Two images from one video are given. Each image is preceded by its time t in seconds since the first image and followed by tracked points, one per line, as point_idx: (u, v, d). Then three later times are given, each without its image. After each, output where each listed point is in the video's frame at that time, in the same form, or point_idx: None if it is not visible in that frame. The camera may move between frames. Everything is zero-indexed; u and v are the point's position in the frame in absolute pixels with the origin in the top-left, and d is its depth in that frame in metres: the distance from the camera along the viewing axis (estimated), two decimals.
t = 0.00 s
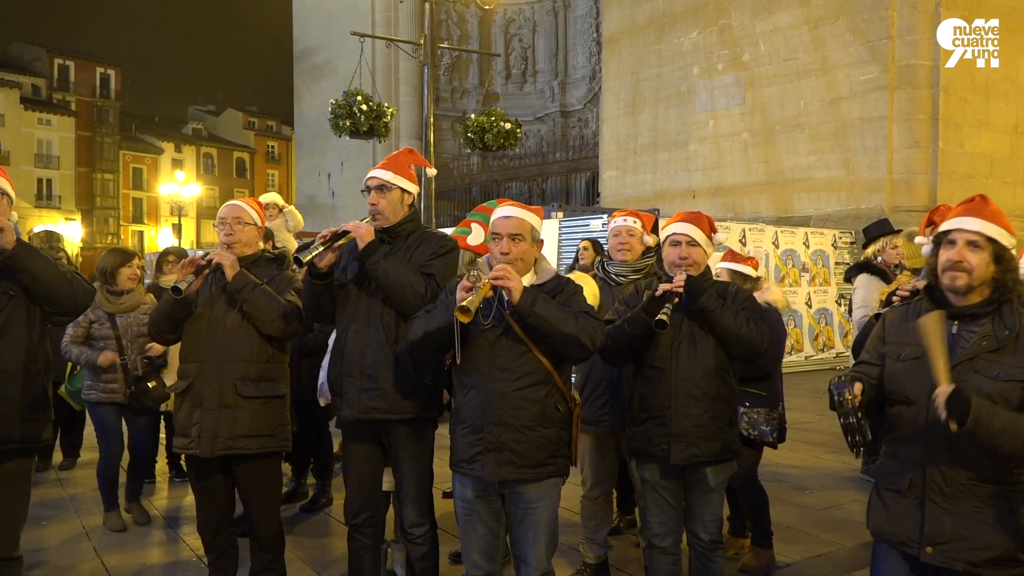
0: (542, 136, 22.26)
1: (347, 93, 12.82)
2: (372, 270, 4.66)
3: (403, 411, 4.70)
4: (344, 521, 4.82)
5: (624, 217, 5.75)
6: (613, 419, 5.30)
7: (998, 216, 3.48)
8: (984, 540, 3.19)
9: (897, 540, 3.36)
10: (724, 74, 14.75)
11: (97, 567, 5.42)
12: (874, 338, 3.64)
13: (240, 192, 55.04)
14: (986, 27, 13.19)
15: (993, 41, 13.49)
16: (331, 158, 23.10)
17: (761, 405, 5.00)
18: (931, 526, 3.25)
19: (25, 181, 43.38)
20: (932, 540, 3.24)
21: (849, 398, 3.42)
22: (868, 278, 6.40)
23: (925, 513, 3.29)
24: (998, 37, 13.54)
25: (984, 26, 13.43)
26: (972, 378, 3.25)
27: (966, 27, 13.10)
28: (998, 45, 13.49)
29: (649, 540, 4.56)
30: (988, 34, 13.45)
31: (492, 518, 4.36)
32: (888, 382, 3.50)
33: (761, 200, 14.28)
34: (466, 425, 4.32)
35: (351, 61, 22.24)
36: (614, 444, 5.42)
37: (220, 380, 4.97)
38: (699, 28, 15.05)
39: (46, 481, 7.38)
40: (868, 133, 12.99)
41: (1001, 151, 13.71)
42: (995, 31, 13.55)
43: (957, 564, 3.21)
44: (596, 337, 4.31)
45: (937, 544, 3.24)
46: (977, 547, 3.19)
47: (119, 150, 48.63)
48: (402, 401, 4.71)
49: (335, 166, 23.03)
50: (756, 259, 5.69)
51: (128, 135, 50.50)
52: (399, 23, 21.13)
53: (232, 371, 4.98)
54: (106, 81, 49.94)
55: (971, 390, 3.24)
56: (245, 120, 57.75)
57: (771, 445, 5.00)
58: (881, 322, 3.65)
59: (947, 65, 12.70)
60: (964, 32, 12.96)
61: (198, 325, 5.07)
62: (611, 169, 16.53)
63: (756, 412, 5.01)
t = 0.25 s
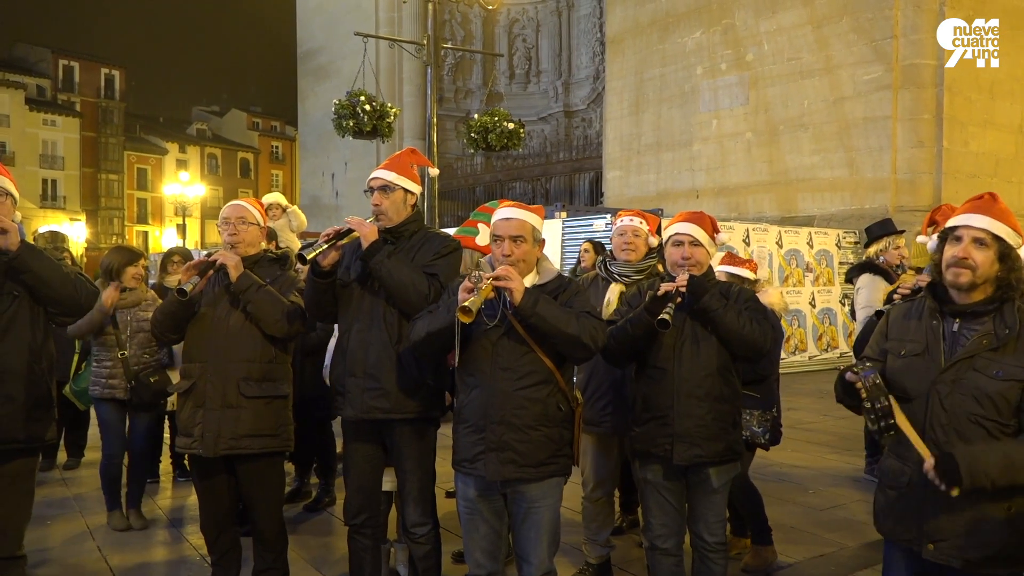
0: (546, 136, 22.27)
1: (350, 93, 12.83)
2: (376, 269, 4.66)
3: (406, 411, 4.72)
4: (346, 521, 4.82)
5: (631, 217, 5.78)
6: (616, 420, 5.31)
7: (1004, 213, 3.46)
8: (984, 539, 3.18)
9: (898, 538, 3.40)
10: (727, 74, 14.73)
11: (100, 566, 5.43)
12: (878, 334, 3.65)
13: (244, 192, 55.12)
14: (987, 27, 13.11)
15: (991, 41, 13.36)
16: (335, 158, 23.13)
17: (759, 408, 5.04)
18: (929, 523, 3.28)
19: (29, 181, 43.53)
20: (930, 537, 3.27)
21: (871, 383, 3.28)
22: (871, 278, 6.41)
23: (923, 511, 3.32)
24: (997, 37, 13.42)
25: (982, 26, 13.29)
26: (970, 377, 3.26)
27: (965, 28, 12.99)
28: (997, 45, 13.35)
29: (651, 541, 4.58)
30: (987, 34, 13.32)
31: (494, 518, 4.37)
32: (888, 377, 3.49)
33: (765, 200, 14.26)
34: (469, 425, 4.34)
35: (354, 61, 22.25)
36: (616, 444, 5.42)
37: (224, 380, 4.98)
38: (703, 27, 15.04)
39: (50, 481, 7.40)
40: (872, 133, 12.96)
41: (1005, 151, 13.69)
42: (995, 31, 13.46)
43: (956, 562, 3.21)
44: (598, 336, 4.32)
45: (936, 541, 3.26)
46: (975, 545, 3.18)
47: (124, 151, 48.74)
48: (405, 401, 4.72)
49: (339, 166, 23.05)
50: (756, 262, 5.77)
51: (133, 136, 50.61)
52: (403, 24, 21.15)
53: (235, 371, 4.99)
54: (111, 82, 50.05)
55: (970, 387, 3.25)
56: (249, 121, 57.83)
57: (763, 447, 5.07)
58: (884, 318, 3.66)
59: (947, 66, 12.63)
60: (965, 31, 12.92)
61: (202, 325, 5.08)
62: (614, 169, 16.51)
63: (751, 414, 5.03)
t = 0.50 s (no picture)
0: (550, 136, 22.28)
1: (354, 93, 12.84)
2: (379, 269, 4.67)
3: (410, 411, 4.73)
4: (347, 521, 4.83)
5: (631, 220, 5.83)
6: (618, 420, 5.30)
7: (997, 222, 3.45)
8: (989, 542, 3.17)
9: (903, 545, 3.35)
10: (731, 74, 14.71)
11: (105, 565, 5.45)
12: (880, 343, 3.69)
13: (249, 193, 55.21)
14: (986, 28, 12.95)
15: (992, 41, 13.27)
16: (339, 159, 23.15)
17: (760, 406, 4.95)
18: (935, 529, 3.25)
19: (35, 182, 43.65)
20: (937, 543, 3.24)
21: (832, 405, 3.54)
22: (872, 278, 6.36)
23: (929, 516, 3.29)
24: (997, 37, 13.33)
25: (982, 26, 13.19)
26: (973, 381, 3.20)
27: (965, 27, 12.90)
28: (997, 45, 13.27)
29: (654, 543, 4.58)
30: (987, 34, 13.23)
31: (497, 518, 4.39)
32: (893, 386, 3.52)
33: (769, 200, 14.24)
34: (471, 425, 4.36)
35: (359, 62, 22.27)
36: (619, 445, 5.42)
37: (228, 379, 4.99)
38: (707, 27, 15.02)
39: (54, 481, 7.42)
40: (877, 133, 12.93)
41: (1010, 150, 13.66)
42: (995, 31, 13.36)
43: (963, 567, 3.19)
44: (599, 334, 4.34)
45: (942, 547, 3.23)
46: (981, 550, 3.16)
47: (129, 152, 48.86)
48: (408, 400, 4.73)
49: (343, 167, 23.08)
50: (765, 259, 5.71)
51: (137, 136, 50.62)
52: (407, 24, 21.16)
53: (239, 371, 5.01)
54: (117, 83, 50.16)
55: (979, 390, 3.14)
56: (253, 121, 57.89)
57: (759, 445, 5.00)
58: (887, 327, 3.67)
59: (947, 66, 12.57)
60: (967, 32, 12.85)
61: (206, 325, 5.10)
62: (619, 169, 16.51)
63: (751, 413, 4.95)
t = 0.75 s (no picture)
0: (553, 136, 22.30)
1: (357, 94, 12.85)
2: (381, 269, 4.68)
3: (411, 411, 4.73)
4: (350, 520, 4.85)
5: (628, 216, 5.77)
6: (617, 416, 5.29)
7: (980, 212, 3.51)
8: (976, 538, 3.21)
9: (892, 539, 3.41)
10: (734, 74, 14.71)
11: (106, 564, 5.47)
12: (868, 338, 3.64)
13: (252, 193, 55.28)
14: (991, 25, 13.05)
15: (992, 41, 13.23)
16: (342, 159, 23.18)
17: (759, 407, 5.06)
18: (922, 523, 3.29)
19: (38, 182, 43.77)
20: (924, 537, 3.28)
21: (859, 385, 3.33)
22: (872, 279, 6.07)
23: (916, 511, 3.32)
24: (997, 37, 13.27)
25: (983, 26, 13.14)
26: (961, 375, 3.27)
27: (966, 27, 12.87)
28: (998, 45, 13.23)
29: (655, 543, 4.59)
30: (987, 34, 13.18)
31: (497, 516, 4.43)
32: (879, 380, 3.48)
33: (772, 200, 14.22)
34: (472, 424, 4.39)
35: (362, 62, 22.31)
36: (619, 444, 5.41)
37: (229, 379, 5.00)
38: (710, 27, 15.01)
39: (57, 480, 7.44)
40: (880, 133, 12.91)
41: (1014, 151, 13.63)
42: (995, 31, 13.30)
43: (949, 561, 3.22)
44: (599, 334, 4.38)
45: (930, 541, 3.27)
46: (969, 545, 3.20)
47: (133, 152, 48.93)
48: (410, 400, 4.74)
49: (346, 167, 23.11)
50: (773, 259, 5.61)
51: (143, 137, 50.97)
52: (410, 25, 21.18)
53: (240, 371, 5.02)
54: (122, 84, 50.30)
55: (961, 387, 3.26)
56: (256, 122, 57.90)
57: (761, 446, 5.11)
58: (872, 322, 3.64)
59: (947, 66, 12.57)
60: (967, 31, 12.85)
61: (207, 325, 5.11)
62: (622, 169, 16.51)
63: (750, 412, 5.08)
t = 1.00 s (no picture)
0: (557, 135, 22.26)
1: (359, 92, 12.80)
2: (382, 269, 4.65)
3: (411, 412, 4.70)
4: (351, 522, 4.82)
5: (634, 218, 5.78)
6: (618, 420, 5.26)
7: (967, 219, 3.65)
8: (968, 539, 3.38)
9: (882, 544, 3.58)
10: (740, 73, 14.65)
11: (105, 566, 5.44)
12: (854, 343, 3.89)
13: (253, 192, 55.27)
14: (988, 27, 12.85)
15: (993, 40, 13.00)
16: (344, 158, 23.14)
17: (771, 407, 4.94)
18: (911, 526, 3.47)
19: (40, 180, 43.73)
20: (914, 540, 3.46)
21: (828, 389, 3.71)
22: (877, 279, 5.82)
23: (904, 514, 3.51)
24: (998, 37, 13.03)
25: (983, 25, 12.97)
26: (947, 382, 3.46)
27: (965, 27, 12.69)
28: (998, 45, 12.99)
29: (659, 545, 4.56)
30: (987, 34, 12.97)
31: (497, 518, 4.41)
32: (868, 385, 3.74)
33: (777, 200, 14.17)
34: (472, 426, 4.36)
35: (364, 61, 22.27)
36: (620, 447, 5.37)
37: (228, 379, 4.98)
38: (715, 25, 14.95)
39: (56, 481, 7.41)
40: (887, 132, 12.85)
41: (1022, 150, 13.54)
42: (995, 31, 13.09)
43: (940, 563, 3.41)
44: (600, 334, 4.37)
45: (920, 544, 3.45)
46: (956, 546, 3.38)
47: (134, 150, 48.86)
48: (410, 401, 4.71)
49: (348, 166, 23.06)
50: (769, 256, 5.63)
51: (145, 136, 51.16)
52: (413, 23, 21.14)
53: (240, 371, 4.99)
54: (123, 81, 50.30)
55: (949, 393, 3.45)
56: (258, 120, 57.81)
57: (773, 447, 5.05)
58: (862, 328, 3.89)
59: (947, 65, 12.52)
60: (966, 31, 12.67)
61: (206, 325, 5.08)
62: (626, 169, 16.46)
63: (761, 414, 4.97)
